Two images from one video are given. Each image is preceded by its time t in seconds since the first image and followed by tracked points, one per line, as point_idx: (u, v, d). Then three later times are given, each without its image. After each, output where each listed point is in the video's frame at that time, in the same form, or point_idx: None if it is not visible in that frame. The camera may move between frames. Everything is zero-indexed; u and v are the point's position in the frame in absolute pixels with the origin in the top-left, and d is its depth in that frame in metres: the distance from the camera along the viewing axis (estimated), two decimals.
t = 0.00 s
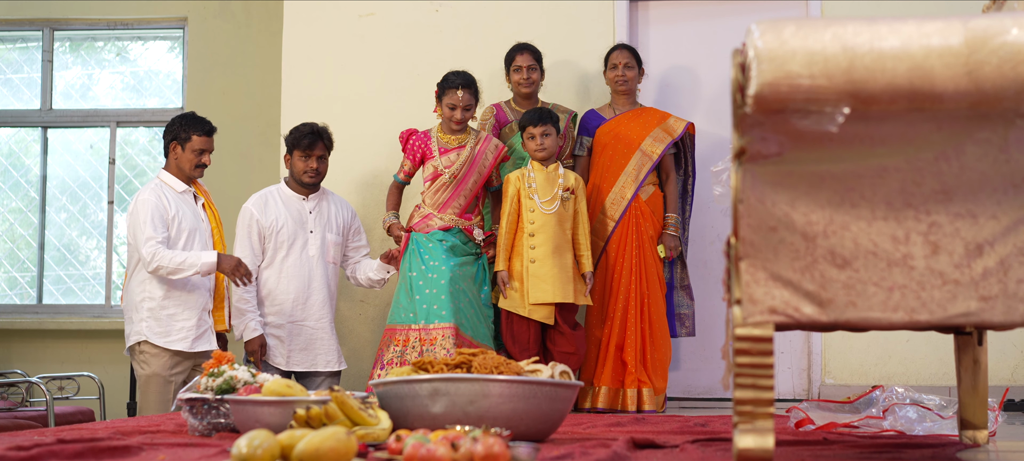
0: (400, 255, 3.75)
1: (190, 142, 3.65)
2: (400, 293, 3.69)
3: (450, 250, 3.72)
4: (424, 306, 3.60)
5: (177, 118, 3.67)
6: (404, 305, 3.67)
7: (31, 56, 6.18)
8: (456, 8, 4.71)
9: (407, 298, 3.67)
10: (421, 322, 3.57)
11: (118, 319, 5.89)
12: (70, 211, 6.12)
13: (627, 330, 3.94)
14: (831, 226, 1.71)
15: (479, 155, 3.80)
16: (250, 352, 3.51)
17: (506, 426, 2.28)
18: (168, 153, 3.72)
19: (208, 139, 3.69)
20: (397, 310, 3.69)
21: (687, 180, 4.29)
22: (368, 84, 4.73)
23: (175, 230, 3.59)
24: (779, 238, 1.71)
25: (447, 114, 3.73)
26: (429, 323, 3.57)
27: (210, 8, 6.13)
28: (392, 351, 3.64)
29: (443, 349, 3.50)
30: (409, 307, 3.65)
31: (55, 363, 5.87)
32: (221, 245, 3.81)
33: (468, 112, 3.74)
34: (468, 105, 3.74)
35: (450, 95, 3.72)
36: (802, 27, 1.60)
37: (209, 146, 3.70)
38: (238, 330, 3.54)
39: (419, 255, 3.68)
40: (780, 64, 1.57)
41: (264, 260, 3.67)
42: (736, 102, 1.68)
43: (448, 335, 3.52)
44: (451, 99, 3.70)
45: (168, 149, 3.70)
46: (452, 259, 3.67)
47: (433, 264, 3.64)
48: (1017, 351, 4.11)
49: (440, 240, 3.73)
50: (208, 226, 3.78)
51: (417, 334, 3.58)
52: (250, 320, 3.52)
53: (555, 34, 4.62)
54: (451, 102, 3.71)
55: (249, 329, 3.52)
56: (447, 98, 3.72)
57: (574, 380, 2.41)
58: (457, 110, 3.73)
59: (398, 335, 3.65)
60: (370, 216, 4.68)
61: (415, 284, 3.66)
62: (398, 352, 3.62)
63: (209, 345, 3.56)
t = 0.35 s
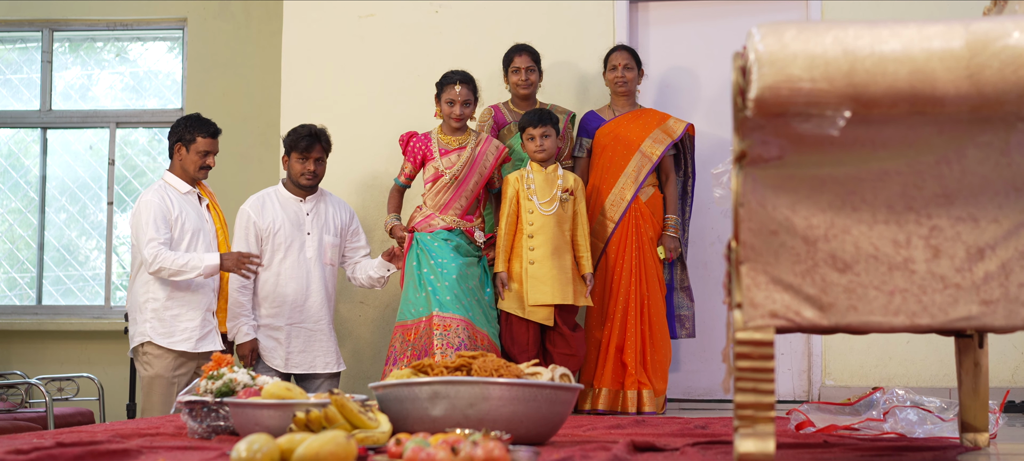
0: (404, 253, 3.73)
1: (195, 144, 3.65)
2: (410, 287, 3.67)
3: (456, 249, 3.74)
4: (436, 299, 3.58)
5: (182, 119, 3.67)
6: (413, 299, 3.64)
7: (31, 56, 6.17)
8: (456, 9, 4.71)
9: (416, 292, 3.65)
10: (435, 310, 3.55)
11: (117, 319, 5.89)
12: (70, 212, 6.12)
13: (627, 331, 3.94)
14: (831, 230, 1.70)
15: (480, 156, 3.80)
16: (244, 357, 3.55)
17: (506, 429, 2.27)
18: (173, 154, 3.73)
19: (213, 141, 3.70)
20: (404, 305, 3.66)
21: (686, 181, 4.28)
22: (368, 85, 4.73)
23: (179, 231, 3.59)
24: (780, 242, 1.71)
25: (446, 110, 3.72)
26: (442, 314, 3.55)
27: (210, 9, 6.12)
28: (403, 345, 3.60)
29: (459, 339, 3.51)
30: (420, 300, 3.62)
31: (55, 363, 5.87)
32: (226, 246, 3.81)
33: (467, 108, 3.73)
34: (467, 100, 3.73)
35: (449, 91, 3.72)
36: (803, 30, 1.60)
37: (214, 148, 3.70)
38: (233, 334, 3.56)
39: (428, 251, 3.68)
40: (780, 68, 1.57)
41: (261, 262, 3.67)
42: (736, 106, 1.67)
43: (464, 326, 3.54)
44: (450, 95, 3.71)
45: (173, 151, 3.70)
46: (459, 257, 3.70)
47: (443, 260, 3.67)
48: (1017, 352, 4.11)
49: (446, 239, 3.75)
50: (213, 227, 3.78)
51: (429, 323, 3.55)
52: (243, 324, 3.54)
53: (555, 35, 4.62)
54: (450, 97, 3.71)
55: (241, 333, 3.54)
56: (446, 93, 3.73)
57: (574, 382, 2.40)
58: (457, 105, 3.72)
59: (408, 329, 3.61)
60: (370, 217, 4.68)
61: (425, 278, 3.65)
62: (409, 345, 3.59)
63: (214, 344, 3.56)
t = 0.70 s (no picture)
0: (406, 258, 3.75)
1: (202, 146, 3.64)
2: (415, 291, 3.65)
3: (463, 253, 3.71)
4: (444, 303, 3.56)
5: (190, 120, 3.66)
6: (417, 303, 3.62)
7: (31, 57, 6.16)
8: (456, 10, 4.70)
9: (421, 296, 3.63)
10: (444, 317, 3.53)
11: (117, 320, 5.88)
12: (69, 212, 6.12)
13: (627, 333, 3.93)
14: (833, 234, 1.70)
15: (483, 157, 3.79)
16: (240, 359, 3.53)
17: (507, 433, 2.27)
18: (180, 155, 3.72)
19: (219, 144, 3.68)
20: (407, 309, 3.65)
21: (686, 183, 4.28)
22: (368, 86, 4.72)
23: (182, 232, 3.57)
24: (781, 247, 1.70)
25: (447, 110, 3.71)
26: (451, 319, 3.54)
27: (210, 10, 6.12)
28: (406, 348, 3.59)
29: (469, 347, 3.49)
30: (427, 304, 3.60)
31: (55, 364, 5.86)
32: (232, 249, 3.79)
33: (468, 108, 3.72)
34: (467, 100, 3.73)
35: (449, 91, 3.72)
36: (804, 34, 1.59)
37: (221, 150, 3.69)
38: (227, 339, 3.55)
39: (436, 255, 3.65)
40: (782, 72, 1.56)
41: (260, 266, 3.67)
42: (738, 110, 1.66)
43: (474, 333, 3.52)
44: (450, 95, 3.70)
45: (180, 152, 3.69)
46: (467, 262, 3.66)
47: (451, 264, 3.63)
48: (1018, 354, 4.10)
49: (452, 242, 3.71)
50: (219, 230, 3.75)
51: (437, 328, 3.53)
52: (239, 328, 3.54)
53: (555, 37, 4.61)
54: (451, 97, 3.70)
55: (237, 337, 3.54)
56: (446, 93, 3.72)
57: (574, 386, 2.40)
58: (457, 106, 3.71)
59: (411, 332, 3.60)
60: (370, 219, 4.67)
61: (433, 282, 3.62)
62: (412, 349, 3.57)
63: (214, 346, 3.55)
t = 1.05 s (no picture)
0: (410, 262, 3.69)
1: (208, 149, 3.64)
2: (415, 301, 3.59)
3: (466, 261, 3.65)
4: (446, 317, 3.50)
5: (197, 123, 3.66)
6: (418, 314, 3.56)
7: (30, 58, 6.15)
8: (456, 12, 4.70)
9: (421, 308, 3.57)
10: (445, 333, 3.47)
11: (117, 322, 5.88)
12: (69, 214, 6.11)
13: (627, 335, 3.93)
14: (834, 239, 1.69)
15: (485, 161, 3.76)
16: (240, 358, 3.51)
17: (506, 437, 2.26)
18: (186, 158, 3.72)
19: (226, 147, 3.68)
20: (407, 320, 3.59)
21: (686, 185, 4.27)
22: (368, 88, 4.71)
23: (182, 235, 3.55)
24: (781, 252, 1.69)
25: (449, 114, 3.69)
26: (452, 334, 3.48)
27: (210, 11, 6.11)
28: (404, 360, 3.53)
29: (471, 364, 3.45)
30: (426, 316, 3.54)
31: (54, 366, 5.86)
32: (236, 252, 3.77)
33: (469, 110, 3.71)
34: (468, 103, 3.72)
35: (450, 94, 3.70)
36: (805, 39, 1.58)
37: (227, 153, 3.69)
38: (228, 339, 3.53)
39: (439, 265, 3.59)
40: (782, 77, 1.55)
41: (256, 270, 3.67)
42: (738, 115, 1.65)
43: (475, 350, 3.48)
44: (451, 98, 3.69)
45: (187, 154, 3.69)
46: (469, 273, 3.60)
47: (455, 274, 3.57)
48: (1019, 356, 4.09)
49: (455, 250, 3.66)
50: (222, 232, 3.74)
51: (437, 344, 3.47)
52: (239, 327, 3.53)
53: (554, 39, 4.60)
54: (453, 100, 3.68)
55: (239, 335, 3.52)
56: (447, 97, 3.70)
57: (574, 390, 2.39)
58: (458, 109, 3.70)
59: (411, 345, 3.54)
60: (369, 221, 4.66)
61: (434, 295, 3.56)
62: (411, 362, 3.52)
63: (216, 349, 3.53)
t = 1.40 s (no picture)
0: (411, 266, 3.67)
1: (212, 151, 3.66)
2: (414, 308, 3.58)
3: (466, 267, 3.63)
4: (444, 324, 3.48)
5: (200, 125, 3.67)
6: (416, 320, 3.55)
7: (29, 59, 6.15)
8: (456, 14, 4.69)
9: (420, 315, 3.55)
10: (442, 341, 3.45)
11: (116, 323, 5.88)
12: (69, 215, 6.11)
13: (627, 337, 3.92)
14: (834, 244, 1.69)
15: (485, 165, 3.72)
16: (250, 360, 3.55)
17: (506, 440, 2.26)
18: (189, 160, 3.73)
19: (230, 149, 3.70)
20: (406, 326, 3.58)
21: (686, 187, 4.27)
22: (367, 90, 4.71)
23: (182, 238, 3.55)
24: (782, 256, 1.69)
25: (451, 117, 3.65)
26: (449, 342, 3.46)
27: (209, 12, 6.10)
28: (402, 368, 3.52)
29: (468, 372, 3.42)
30: (423, 323, 3.53)
31: (54, 367, 5.85)
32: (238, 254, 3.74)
33: (472, 114, 3.66)
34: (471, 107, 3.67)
35: (453, 97, 3.65)
36: (805, 43, 1.58)
37: (230, 156, 3.71)
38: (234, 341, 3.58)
39: (439, 268, 3.58)
40: (783, 80, 1.55)
41: (260, 272, 3.67)
42: (738, 119, 1.65)
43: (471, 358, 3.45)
44: (455, 101, 3.63)
45: (189, 157, 3.70)
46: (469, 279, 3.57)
47: (454, 278, 3.55)
48: (1019, 358, 4.09)
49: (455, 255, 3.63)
50: (224, 234, 3.72)
51: (433, 351, 3.45)
52: (246, 328, 3.55)
53: (554, 41, 4.60)
54: (455, 103, 3.63)
55: (246, 337, 3.55)
56: (450, 100, 3.65)
57: (574, 393, 2.39)
58: (461, 112, 3.65)
59: (409, 352, 3.52)
60: (369, 222, 4.66)
61: (433, 302, 3.54)
62: (408, 369, 3.50)
63: (221, 352, 3.54)
